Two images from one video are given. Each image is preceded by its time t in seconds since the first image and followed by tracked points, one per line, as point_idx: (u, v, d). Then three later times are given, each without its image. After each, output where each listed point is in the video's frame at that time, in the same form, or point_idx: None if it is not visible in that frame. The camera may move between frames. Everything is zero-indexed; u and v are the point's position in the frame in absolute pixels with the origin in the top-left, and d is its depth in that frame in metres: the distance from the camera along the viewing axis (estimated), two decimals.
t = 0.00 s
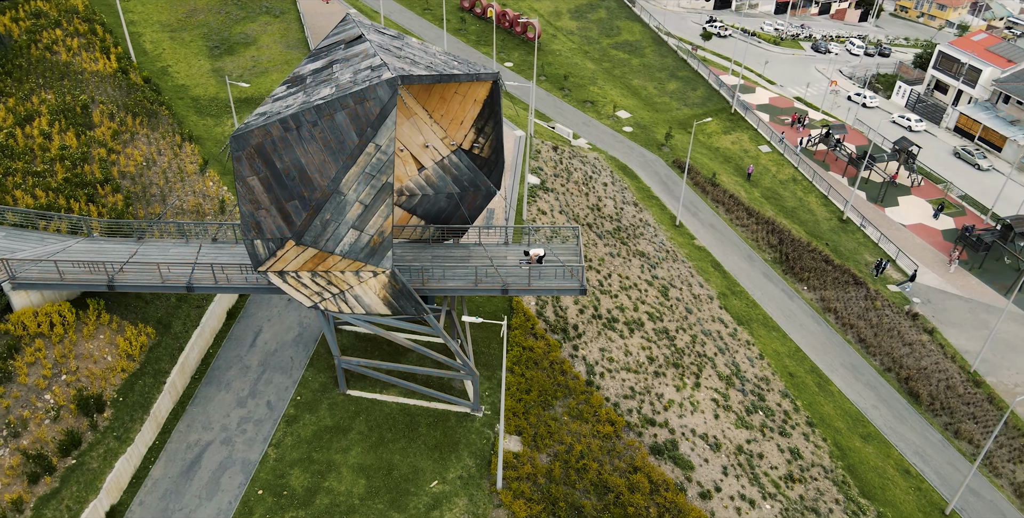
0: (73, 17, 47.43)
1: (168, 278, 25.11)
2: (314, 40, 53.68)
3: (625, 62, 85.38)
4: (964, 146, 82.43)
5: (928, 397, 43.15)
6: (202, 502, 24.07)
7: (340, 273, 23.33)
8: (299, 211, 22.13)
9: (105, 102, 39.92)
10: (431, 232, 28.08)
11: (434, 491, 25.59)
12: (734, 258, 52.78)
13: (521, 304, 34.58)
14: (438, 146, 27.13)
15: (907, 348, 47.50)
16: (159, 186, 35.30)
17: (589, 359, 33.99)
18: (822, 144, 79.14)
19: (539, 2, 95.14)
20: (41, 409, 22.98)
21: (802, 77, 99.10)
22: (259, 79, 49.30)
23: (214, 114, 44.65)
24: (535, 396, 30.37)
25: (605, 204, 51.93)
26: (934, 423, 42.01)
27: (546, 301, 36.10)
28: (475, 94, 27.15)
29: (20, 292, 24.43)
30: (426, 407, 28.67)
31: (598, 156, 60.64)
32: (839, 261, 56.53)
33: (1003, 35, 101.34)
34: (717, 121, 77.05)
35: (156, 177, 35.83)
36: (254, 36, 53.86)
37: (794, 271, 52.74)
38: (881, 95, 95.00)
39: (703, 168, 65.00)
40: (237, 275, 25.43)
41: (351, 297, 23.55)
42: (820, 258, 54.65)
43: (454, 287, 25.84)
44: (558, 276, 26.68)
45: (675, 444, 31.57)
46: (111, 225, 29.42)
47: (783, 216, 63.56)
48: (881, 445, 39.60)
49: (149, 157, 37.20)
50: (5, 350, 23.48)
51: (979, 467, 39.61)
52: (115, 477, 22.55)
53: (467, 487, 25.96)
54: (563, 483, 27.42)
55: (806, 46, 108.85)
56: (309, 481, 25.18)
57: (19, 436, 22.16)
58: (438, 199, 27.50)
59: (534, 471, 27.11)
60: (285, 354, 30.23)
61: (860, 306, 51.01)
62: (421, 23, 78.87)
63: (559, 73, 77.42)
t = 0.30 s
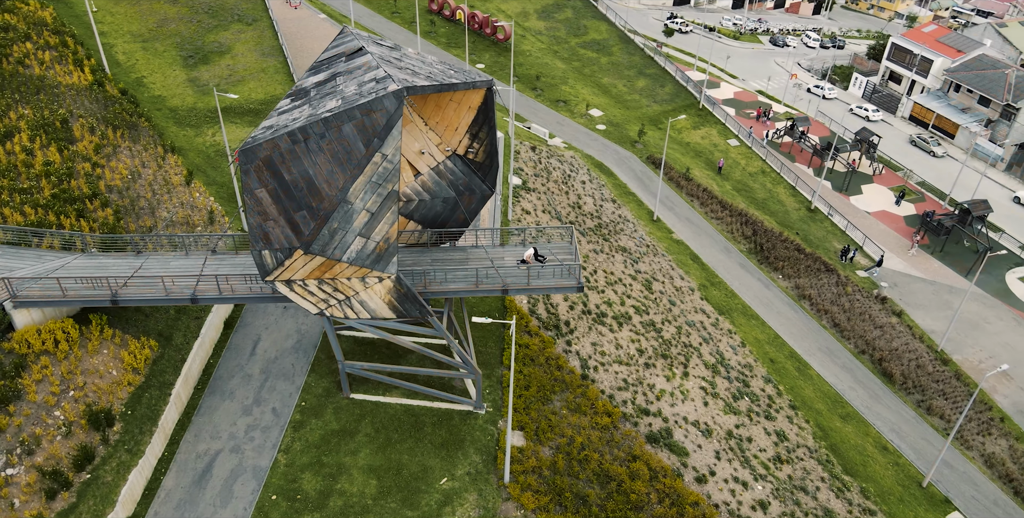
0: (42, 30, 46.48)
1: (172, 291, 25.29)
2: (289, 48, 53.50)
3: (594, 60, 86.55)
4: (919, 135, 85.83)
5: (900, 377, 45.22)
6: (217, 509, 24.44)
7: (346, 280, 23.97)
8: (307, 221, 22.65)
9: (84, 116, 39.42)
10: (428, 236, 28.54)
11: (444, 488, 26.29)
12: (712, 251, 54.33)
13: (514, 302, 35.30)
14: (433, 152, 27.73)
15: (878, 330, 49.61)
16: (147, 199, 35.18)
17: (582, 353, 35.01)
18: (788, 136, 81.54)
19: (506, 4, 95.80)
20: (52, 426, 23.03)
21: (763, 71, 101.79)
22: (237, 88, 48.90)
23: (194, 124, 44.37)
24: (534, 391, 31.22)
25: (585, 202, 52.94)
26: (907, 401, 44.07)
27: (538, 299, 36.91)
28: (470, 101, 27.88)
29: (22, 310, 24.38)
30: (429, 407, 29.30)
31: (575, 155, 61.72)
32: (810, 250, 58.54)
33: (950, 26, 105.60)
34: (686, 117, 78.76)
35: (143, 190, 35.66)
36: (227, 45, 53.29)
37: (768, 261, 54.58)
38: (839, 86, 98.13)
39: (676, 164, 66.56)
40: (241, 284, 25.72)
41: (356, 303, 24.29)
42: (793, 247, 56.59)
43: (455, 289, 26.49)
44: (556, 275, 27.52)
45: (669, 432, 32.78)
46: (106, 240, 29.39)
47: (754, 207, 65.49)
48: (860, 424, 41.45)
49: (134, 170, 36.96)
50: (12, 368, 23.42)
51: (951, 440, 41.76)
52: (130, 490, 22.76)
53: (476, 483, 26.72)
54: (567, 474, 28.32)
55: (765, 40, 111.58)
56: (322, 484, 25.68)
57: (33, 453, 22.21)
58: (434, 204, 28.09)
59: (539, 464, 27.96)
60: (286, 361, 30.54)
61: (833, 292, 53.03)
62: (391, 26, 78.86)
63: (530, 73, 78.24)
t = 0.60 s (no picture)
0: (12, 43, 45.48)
1: (178, 304, 25.53)
2: (265, 56, 53.28)
3: (563, 60, 87.45)
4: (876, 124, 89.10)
5: (875, 358, 47.28)
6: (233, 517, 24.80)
7: (353, 286, 24.45)
8: (316, 230, 23.18)
9: (64, 130, 38.87)
10: (425, 241, 29.14)
11: (454, 485, 27.03)
12: (689, 244, 55.85)
13: (507, 301, 35.85)
14: (429, 158, 28.24)
15: (851, 315, 51.69)
16: (136, 212, 35.02)
17: (576, 348, 36.05)
18: (754, 129, 83.80)
19: (474, 5, 96.24)
20: (65, 442, 23.10)
21: (725, 66, 104.24)
22: (215, 97, 48.52)
23: (175, 136, 44.05)
24: (533, 387, 32.10)
25: (565, 201, 53.95)
26: (882, 381, 46.11)
27: (529, 298, 37.74)
28: (465, 108, 28.44)
29: (26, 329, 24.33)
30: (433, 407, 29.99)
31: (552, 155, 62.73)
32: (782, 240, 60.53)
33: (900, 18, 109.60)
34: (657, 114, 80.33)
35: (131, 203, 35.45)
36: (202, 54, 52.78)
37: (744, 252, 56.32)
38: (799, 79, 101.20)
39: (650, 160, 68.00)
40: (247, 294, 26.12)
41: (363, 309, 24.40)
42: (766, 238, 58.48)
43: (458, 291, 27.25)
44: (554, 274, 28.52)
45: (663, 421, 33.98)
46: (102, 256, 29.38)
47: (727, 200, 67.34)
48: (839, 405, 43.27)
49: (120, 184, 36.68)
50: (21, 387, 23.40)
51: (924, 416, 43.92)
52: (147, 501, 22.99)
53: (484, 478, 27.51)
54: (571, 465, 29.26)
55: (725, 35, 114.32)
56: (334, 487, 26.21)
57: (49, 470, 22.27)
58: (431, 209, 28.66)
59: (543, 457, 28.86)
60: (288, 368, 30.91)
61: (806, 279, 55.01)
62: (361, 31, 78.62)
63: (503, 74, 78.90)
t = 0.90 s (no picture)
0: None
1: (183, 316, 25.72)
2: (241, 64, 52.81)
3: (533, 60, 87.79)
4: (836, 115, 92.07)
5: (849, 341, 49.35)
6: None
7: (359, 292, 24.79)
8: (326, 240, 23.85)
9: (44, 146, 38.28)
10: (423, 245, 29.63)
11: (463, 481, 27.76)
12: (668, 238, 57.30)
13: (501, 301, 36.62)
14: (425, 165, 29.00)
15: (825, 301, 53.70)
16: (126, 226, 34.84)
17: (569, 343, 37.04)
18: (722, 123, 85.93)
19: (441, 7, 96.31)
20: (80, 458, 23.25)
21: (689, 62, 106.48)
22: (192, 108, 47.99)
23: (155, 148, 43.64)
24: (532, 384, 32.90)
25: (546, 200, 54.89)
26: (857, 363, 48.13)
27: (521, 297, 38.54)
28: (460, 115, 29.26)
29: (30, 348, 24.33)
30: (436, 407, 30.65)
31: (529, 154, 63.65)
32: (756, 231, 62.42)
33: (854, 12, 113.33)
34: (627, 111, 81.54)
35: (119, 217, 35.20)
36: (176, 64, 52.13)
37: (720, 244, 58.04)
38: (760, 73, 104.11)
39: (624, 157, 69.33)
40: (252, 304, 26.41)
41: (369, 314, 24.74)
42: (741, 229, 60.26)
43: (460, 293, 27.77)
44: (552, 273, 29.34)
45: (657, 410, 35.20)
46: (99, 271, 29.37)
47: (700, 194, 69.07)
48: (819, 387, 45.09)
49: (106, 198, 36.37)
50: (31, 405, 23.43)
51: (898, 395, 46.05)
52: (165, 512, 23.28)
53: (492, 473, 28.31)
54: (573, 457, 30.20)
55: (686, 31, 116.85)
56: (346, 489, 26.75)
57: (66, 486, 22.46)
58: (428, 213, 29.11)
59: (547, 450, 29.73)
60: (290, 375, 31.22)
61: (780, 268, 56.92)
62: (331, 36, 78.06)
63: (475, 76, 79.40)
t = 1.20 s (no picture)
0: None
1: (190, 328, 25.97)
2: (217, 73, 52.27)
3: (503, 61, 87.95)
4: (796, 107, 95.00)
5: (825, 326, 51.33)
6: None
7: (366, 297, 25.57)
8: (334, 247, 24.25)
9: (25, 162, 37.64)
10: (421, 249, 30.40)
11: (472, 477, 28.52)
12: (647, 232, 58.68)
13: (494, 300, 37.39)
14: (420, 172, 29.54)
15: (799, 288, 55.66)
16: (116, 240, 34.65)
17: (562, 339, 38.01)
18: (690, 118, 87.85)
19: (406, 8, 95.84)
20: (95, 473, 23.39)
21: (653, 58, 108.51)
22: (170, 118, 47.41)
23: (136, 160, 43.17)
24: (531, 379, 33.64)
25: (527, 200, 55.75)
26: (833, 346, 50.12)
27: (512, 296, 39.32)
28: (455, 121, 29.31)
29: (37, 366, 24.32)
30: (440, 406, 31.33)
31: (506, 155, 64.42)
32: (730, 223, 64.24)
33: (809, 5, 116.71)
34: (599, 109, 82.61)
35: (108, 231, 34.95)
36: (151, 75, 51.40)
37: (697, 236, 59.68)
38: (722, 67, 106.55)
39: (599, 154, 70.54)
40: (258, 314, 26.77)
41: (375, 318, 25.57)
42: (716, 221, 61.99)
43: (460, 295, 28.46)
44: (548, 271, 30.11)
45: (651, 400, 36.41)
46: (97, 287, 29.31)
47: (674, 188, 70.72)
48: (800, 371, 46.84)
49: (93, 213, 36.03)
50: (43, 422, 23.47)
51: (873, 375, 48.16)
52: None
53: (499, 468, 29.12)
54: (575, 448, 31.15)
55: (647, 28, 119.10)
56: (359, 490, 27.31)
57: (85, 500, 22.60)
58: (425, 218, 29.86)
59: (550, 443, 30.63)
60: (292, 382, 31.53)
61: (755, 258, 58.77)
62: (300, 41, 77.23)
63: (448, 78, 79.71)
